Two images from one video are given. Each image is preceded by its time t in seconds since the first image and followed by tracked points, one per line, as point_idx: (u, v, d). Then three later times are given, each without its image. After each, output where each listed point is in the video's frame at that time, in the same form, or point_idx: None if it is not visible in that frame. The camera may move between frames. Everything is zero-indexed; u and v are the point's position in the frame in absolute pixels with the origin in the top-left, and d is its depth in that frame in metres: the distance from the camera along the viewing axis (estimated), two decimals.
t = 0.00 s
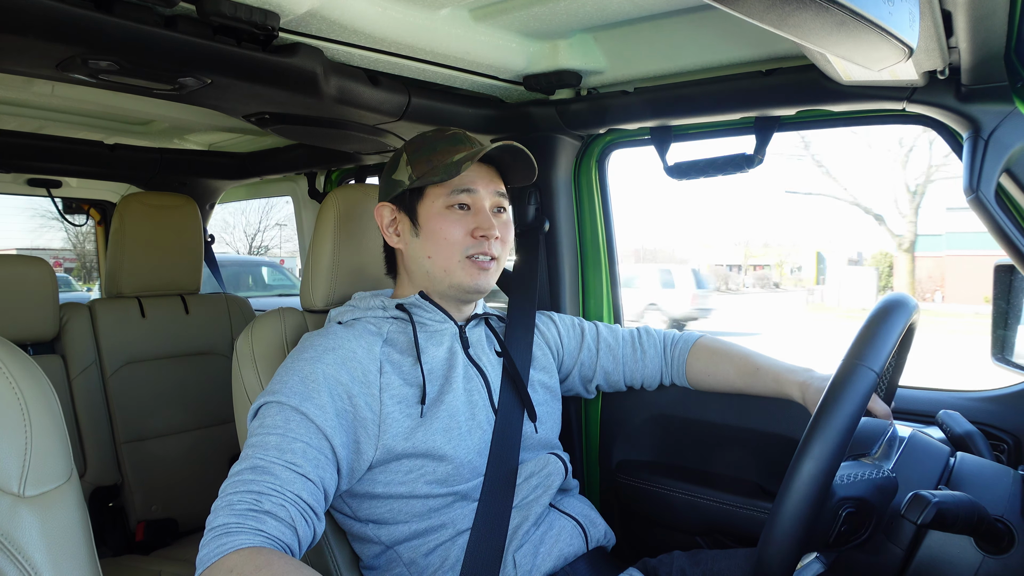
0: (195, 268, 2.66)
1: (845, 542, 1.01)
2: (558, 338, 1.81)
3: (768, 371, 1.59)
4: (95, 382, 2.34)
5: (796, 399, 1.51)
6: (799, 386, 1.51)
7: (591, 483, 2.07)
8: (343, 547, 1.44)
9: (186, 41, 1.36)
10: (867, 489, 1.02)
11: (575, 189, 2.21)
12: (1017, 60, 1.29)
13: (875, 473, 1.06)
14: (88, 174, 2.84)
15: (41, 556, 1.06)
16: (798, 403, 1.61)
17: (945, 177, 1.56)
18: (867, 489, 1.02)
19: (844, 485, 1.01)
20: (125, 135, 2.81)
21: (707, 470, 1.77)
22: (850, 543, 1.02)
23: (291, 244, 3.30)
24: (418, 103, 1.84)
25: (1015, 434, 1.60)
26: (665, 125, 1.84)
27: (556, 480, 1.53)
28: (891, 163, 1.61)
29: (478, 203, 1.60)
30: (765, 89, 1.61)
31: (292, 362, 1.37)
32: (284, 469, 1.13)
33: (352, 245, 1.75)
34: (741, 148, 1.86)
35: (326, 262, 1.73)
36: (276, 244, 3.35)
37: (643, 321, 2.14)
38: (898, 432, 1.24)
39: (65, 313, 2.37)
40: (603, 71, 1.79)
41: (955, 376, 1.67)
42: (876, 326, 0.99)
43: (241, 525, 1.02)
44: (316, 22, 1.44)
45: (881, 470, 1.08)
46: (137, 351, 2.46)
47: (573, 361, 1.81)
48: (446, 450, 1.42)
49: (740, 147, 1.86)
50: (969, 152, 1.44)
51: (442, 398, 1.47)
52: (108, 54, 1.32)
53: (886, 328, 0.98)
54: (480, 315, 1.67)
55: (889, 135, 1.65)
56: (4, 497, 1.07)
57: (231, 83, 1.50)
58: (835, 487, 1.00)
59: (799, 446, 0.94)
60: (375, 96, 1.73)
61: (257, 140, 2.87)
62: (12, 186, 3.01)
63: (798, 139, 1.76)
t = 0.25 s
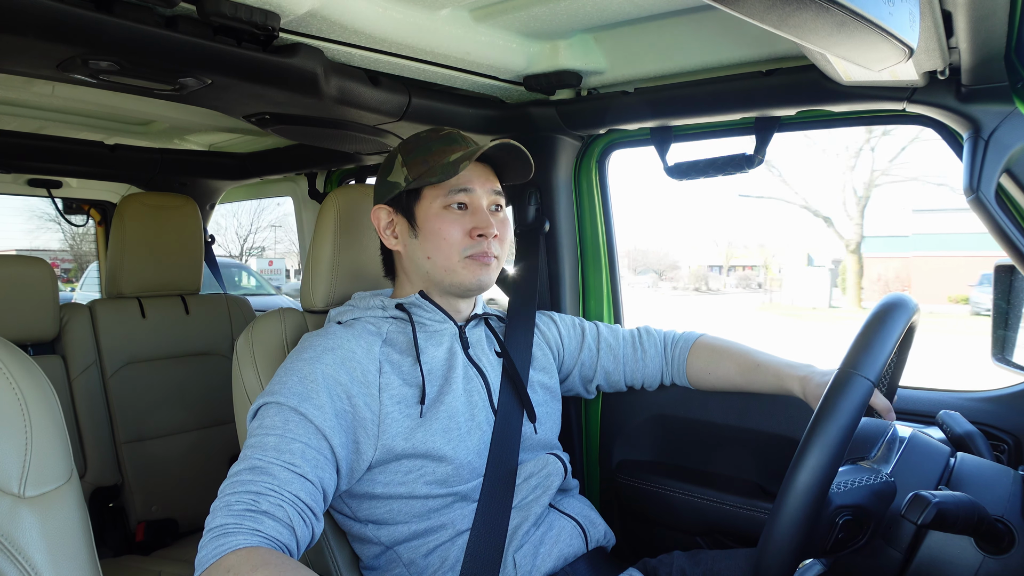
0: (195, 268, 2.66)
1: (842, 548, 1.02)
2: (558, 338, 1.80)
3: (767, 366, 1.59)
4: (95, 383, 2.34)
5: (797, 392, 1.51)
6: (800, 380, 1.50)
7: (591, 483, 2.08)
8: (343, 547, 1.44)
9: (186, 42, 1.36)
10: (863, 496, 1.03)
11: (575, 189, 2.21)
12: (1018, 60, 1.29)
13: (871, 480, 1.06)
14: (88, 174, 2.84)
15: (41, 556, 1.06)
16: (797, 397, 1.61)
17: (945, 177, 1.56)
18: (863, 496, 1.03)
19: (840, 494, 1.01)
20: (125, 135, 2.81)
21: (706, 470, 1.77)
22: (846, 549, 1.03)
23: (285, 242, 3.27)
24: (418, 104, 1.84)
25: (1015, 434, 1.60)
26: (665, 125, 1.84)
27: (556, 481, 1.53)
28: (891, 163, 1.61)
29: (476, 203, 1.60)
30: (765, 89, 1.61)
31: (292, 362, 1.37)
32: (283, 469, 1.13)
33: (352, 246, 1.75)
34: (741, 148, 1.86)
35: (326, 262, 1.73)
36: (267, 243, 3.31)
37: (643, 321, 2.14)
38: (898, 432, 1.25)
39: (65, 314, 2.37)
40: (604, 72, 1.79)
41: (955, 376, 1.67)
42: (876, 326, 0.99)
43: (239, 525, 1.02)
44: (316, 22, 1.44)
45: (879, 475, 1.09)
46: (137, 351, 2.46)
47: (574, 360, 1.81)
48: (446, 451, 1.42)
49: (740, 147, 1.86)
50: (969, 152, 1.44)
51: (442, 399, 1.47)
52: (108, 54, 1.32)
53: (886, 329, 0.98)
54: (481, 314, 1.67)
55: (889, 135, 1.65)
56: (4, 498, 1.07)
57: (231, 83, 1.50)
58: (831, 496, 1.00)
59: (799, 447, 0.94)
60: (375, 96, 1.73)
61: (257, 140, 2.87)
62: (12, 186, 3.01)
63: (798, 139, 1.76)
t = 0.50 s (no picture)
0: (195, 268, 2.66)
1: (839, 550, 1.03)
2: (559, 337, 1.81)
3: (768, 364, 1.59)
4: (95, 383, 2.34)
5: (797, 389, 1.51)
6: (800, 377, 1.50)
7: (592, 483, 2.08)
8: (341, 542, 1.44)
9: (186, 42, 1.36)
10: (861, 499, 1.03)
11: (575, 189, 2.21)
12: (1017, 60, 1.29)
13: (870, 481, 1.07)
14: (88, 174, 2.84)
15: (41, 556, 1.06)
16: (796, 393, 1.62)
17: (945, 177, 1.56)
18: (861, 499, 1.03)
19: (837, 498, 1.02)
20: (125, 135, 2.81)
21: (706, 470, 1.77)
22: (845, 551, 1.04)
23: (275, 242, 3.23)
24: (418, 104, 1.84)
25: (1015, 434, 1.60)
26: (665, 125, 1.84)
27: (557, 481, 1.53)
28: (891, 163, 1.61)
29: (471, 194, 1.61)
30: (765, 89, 1.61)
31: (293, 361, 1.37)
32: (283, 468, 1.13)
33: (352, 246, 1.75)
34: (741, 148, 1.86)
35: (327, 261, 1.73)
36: (262, 241, 3.28)
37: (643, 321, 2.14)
38: (897, 432, 1.25)
39: (65, 313, 2.37)
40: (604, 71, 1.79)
41: (956, 376, 1.67)
42: (876, 326, 0.99)
43: (239, 524, 1.02)
44: (316, 21, 1.44)
45: (878, 477, 1.10)
46: (137, 351, 2.46)
47: (575, 360, 1.81)
48: (447, 449, 1.42)
49: (740, 147, 1.86)
50: (969, 151, 1.44)
51: (444, 398, 1.47)
52: (108, 54, 1.32)
53: (886, 329, 0.98)
54: (483, 313, 1.67)
55: (889, 135, 1.65)
56: (4, 498, 1.07)
57: (231, 83, 1.50)
58: (828, 501, 1.01)
59: (799, 448, 0.94)
60: (375, 96, 1.73)
61: (257, 140, 2.87)
62: (12, 186, 3.01)
63: (798, 139, 1.76)
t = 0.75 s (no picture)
0: (195, 268, 2.66)
1: (841, 548, 1.02)
2: (561, 336, 1.81)
3: (768, 366, 1.59)
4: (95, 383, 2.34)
5: (798, 391, 1.51)
6: (800, 380, 1.50)
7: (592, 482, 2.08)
8: (342, 545, 1.44)
9: (186, 42, 1.36)
10: (864, 497, 1.03)
11: (575, 189, 2.21)
12: (1017, 60, 1.29)
13: (871, 480, 1.07)
14: (88, 174, 2.84)
15: (41, 556, 1.06)
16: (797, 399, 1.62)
17: (945, 177, 1.56)
18: (864, 497, 1.03)
19: (840, 495, 1.02)
20: (125, 135, 2.81)
21: (706, 470, 1.77)
22: (845, 549, 1.03)
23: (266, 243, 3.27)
24: (418, 104, 1.84)
25: (1015, 434, 1.60)
26: (665, 125, 1.84)
27: (558, 479, 1.53)
28: (891, 163, 1.61)
29: (468, 189, 1.62)
30: (764, 89, 1.61)
31: (293, 361, 1.37)
32: (282, 469, 1.13)
33: (353, 246, 1.75)
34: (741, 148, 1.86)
35: (327, 260, 1.73)
36: (258, 241, 3.33)
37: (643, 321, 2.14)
38: (897, 432, 1.25)
39: (65, 314, 2.37)
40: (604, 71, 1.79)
41: (956, 376, 1.67)
42: (877, 325, 0.99)
43: (237, 524, 1.02)
44: (316, 22, 1.44)
45: (878, 475, 1.10)
46: (137, 351, 2.46)
47: (576, 358, 1.81)
48: (447, 448, 1.42)
49: (740, 147, 1.86)
50: (969, 152, 1.43)
51: (445, 397, 1.47)
52: (108, 54, 1.32)
53: (887, 329, 0.98)
54: (484, 312, 1.68)
55: (889, 135, 1.64)
56: (4, 498, 1.07)
57: (231, 83, 1.50)
58: (832, 498, 1.00)
59: (798, 448, 0.94)
60: (375, 96, 1.73)
61: (257, 140, 2.87)
62: (12, 186, 3.01)
63: (798, 139, 1.76)
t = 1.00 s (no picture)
0: (195, 268, 2.66)
1: (840, 551, 1.02)
2: (563, 335, 1.80)
3: (770, 364, 1.59)
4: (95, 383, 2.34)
5: (800, 390, 1.50)
6: (802, 378, 1.50)
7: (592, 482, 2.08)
8: (343, 549, 1.43)
9: (186, 42, 1.36)
10: (863, 499, 1.03)
11: (575, 191, 2.21)
12: (1017, 60, 1.29)
13: (870, 481, 1.07)
14: (88, 174, 2.84)
15: (41, 556, 1.06)
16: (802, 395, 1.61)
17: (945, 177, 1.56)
18: (863, 499, 1.03)
19: (838, 497, 1.02)
20: (125, 135, 2.81)
21: (707, 470, 1.77)
22: (845, 551, 1.03)
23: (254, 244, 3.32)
24: (418, 104, 1.84)
25: (1015, 434, 1.60)
26: (665, 126, 1.84)
27: (562, 479, 1.52)
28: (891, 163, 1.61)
29: (471, 189, 1.61)
30: (764, 89, 1.61)
31: (295, 362, 1.37)
32: (285, 471, 1.13)
33: (353, 246, 1.75)
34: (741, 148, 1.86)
35: (327, 260, 1.73)
36: (250, 242, 3.36)
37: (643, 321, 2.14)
38: (898, 432, 1.25)
39: (65, 314, 2.37)
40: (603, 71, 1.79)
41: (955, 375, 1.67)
42: (875, 327, 0.99)
43: (240, 527, 1.02)
44: (316, 22, 1.44)
45: (879, 476, 1.10)
46: (137, 352, 2.46)
47: (579, 357, 1.81)
48: (450, 449, 1.42)
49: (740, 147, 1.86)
50: (969, 152, 1.43)
51: (447, 397, 1.47)
52: (108, 54, 1.32)
53: (887, 329, 0.98)
54: (486, 311, 1.67)
55: (889, 135, 1.64)
56: (4, 498, 1.07)
57: (230, 83, 1.50)
58: (829, 500, 1.01)
59: (798, 448, 0.94)
60: (375, 96, 1.73)
61: (257, 140, 2.87)
62: (11, 187, 3.01)
63: (798, 139, 1.76)
